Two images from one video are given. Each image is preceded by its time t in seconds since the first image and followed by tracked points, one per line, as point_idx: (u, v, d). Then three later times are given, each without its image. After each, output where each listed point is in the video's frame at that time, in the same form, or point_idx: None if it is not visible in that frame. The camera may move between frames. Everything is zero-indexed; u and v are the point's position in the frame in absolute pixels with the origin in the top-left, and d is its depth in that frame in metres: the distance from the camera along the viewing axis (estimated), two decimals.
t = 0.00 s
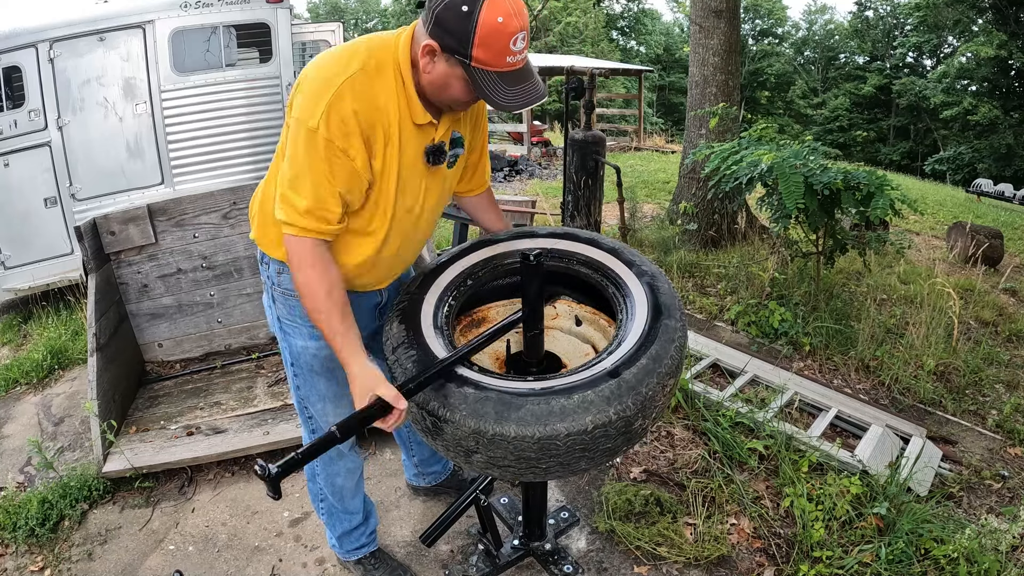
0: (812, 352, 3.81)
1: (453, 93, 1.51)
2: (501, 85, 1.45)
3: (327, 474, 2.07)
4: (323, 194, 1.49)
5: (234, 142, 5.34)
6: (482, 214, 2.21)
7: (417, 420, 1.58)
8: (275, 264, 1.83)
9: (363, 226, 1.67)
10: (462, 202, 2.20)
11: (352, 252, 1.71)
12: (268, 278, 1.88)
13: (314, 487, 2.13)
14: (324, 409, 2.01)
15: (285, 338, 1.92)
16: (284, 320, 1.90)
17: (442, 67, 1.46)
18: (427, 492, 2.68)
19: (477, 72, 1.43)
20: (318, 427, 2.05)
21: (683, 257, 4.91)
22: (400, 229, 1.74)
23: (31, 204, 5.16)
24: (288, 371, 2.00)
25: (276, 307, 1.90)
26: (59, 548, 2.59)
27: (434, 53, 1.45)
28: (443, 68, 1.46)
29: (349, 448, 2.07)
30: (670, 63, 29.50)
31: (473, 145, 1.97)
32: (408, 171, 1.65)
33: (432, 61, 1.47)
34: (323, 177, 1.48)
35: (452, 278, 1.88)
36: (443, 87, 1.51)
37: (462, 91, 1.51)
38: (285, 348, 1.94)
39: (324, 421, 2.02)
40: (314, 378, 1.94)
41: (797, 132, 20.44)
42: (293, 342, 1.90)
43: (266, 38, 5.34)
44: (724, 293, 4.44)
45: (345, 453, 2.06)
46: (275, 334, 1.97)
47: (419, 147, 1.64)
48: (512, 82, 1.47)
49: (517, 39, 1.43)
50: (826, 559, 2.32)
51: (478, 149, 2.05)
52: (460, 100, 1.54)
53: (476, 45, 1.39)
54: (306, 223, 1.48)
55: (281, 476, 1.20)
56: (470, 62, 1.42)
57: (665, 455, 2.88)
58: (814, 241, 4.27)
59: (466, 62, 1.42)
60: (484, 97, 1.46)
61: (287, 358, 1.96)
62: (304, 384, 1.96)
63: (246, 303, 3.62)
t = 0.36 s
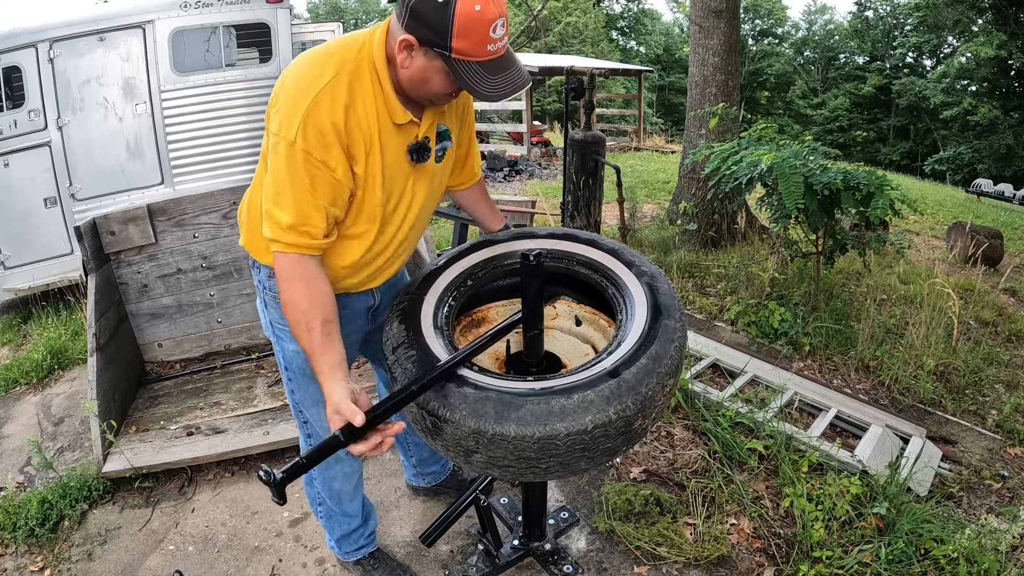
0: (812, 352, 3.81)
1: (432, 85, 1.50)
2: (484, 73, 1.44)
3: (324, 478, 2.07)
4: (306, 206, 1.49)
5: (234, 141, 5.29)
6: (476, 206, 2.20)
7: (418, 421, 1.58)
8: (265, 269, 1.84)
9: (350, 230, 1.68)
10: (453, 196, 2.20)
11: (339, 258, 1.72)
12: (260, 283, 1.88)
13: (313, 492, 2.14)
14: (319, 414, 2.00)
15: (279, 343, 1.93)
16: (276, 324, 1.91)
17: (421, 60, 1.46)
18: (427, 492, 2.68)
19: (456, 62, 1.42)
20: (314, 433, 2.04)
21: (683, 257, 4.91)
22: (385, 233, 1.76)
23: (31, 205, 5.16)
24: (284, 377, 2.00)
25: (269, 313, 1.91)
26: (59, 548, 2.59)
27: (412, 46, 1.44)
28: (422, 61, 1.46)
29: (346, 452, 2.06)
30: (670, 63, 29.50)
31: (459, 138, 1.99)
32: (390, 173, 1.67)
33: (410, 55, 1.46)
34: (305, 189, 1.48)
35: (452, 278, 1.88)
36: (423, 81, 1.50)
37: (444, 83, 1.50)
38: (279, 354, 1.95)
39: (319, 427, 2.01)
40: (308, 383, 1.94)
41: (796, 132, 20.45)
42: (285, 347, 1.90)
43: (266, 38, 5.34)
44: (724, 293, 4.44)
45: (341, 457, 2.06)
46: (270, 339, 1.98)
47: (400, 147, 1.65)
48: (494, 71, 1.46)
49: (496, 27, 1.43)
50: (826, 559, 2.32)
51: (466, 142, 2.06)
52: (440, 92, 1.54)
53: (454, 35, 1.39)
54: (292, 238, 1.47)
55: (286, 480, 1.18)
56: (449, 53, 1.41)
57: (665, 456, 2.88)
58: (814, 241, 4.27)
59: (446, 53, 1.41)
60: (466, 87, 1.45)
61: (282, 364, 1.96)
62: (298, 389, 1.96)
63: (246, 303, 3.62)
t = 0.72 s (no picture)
0: (812, 352, 3.81)
1: (422, 93, 1.51)
2: (475, 82, 1.45)
3: (321, 474, 2.09)
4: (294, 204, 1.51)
5: (234, 142, 5.26)
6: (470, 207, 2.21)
7: (418, 422, 1.58)
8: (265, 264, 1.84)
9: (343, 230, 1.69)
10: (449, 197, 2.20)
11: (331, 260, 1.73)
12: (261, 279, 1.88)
13: (310, 488, 2.14)
14: (315, 410, 1.99)
15: (277, 338, 1.94)
16: (275, 320, 1.91)
17: (411, 67, 1.46)
18: (427, 492, 2.68)
19: (448, 71, 1.42)
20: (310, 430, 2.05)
21: (683, 257, 4.92)
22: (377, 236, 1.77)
23: (31, 204, 5.17)
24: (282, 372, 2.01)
25: (268, 308, 1.91)
26: (59, 548, 2.59)
27: (402, 55, 1.44)
28: (412, 69, 1.46)
29: (341, 449, 2.07)
30: (670, 63, 29.50)
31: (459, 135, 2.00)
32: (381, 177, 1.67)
33: (401, 62, 1.46)
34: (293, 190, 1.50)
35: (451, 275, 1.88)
36: (413, 87, 1.50)
37: (433, 90, 1.51)
38: (278, 348, 1.96)
39: (315, 424, 2.01)
40: (304, 379, 1.94)
41: (797, 132, 20.44)
42: (282, 342, 1.91)
43: (266, 38, 5.34)
44: (724, 293, 4.45)
45: (336, 453, 2.07)
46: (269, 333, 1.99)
47: (390, 150, 1.65)
48: (485, 78, 1.46)
49: (488, 33, 1.42)
50: (826, 559, 2.32)
51: (463, 144, 2.05)
52: (431, 98, 1.54)
53: (445, 45, 1.39)
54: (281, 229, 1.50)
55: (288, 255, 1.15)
56: (440, 63, 1.42)
57: (665, 455, 2.88)
58: (814, 242, 4.27)
59: (436, 62, 1.41)
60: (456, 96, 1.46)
61: (280, 358, 1.97)
62: (295, 385, 1.96)
63: (246, 303, 3.62)
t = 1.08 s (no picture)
0: (812, 352, 3.81)
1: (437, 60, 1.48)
2: (491, 43, 1.44)
3: (321, 472, 2.09)
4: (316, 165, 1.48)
5: (234, 142, 5.25)
6: (465, 202, 2.21)
7: (418, 424, 1.58)
8: (274, 261, 1.84)
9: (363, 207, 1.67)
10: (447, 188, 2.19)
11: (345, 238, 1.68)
12: (271, 276, 1.88)
13: (311, 485, 2.15)
14: (319, 409, 1.99)
15: (284, 335, 1.94)
16: (282, 317, 1.91)
17: (426, 33, 1.43)
18: (427, 492, 2.68)
19: (464, 34, 1.41)
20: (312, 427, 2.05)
21: (683, 257, 4.92)
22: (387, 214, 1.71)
23: (31, 204, 5.17)
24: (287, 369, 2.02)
25: (276, 305, 1.92)
26: (59, 548, 2.59)
27: (417, 21, 1.42)
28: (428, 35, 1.44)
29: (343, 448, 2.06)
30: (670, 63, 29.50)
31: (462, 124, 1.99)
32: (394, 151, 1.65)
33: (415, 29, 1.44)
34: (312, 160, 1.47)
35: (451, 272, 1.87)
36: (427, 54, 1.48)
37: (447, 56, 1.48)
38: (284, 346, 1.96)
39: (318, 422, 2.00)
40: (309, 377, 1.94)
41: (797, 132, 20.44)
42: (289, 339, 1.91)
43: (266, 38, 5.33)
44: (724, 293, 4.45)
45: (338, 452, 2.07)
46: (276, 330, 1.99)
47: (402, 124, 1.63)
48: (499, 39, 1.45)
49: None
50: (826, 559, 2.32)
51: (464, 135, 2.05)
52: (444, 66, 1.52)
53: (461, 6, 1.37)
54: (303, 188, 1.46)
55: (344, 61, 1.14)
56: (455, 25, 1.40)
57: (665, 455, 2.88)
58: (814, 241, 4.27)
59: (452, 24, 1.39)
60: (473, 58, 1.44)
61: (286, 355, 1.97)
62: (300, 383, 1.96)
63: (246, 303, 3.62)
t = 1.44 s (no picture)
0: (812, 352, 3.81)
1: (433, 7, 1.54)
2: None
3: (328, 478, 2.08)
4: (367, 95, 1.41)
5: (233, 142, 5.25)
6: (464, 199, 2.21)
7: (420, 419, 1.58)
8: (279, 265, 1.84)
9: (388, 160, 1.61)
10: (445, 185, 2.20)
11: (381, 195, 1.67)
12: (274, 280, 1.88)
13: (317, 491, 2.14)
14: (329, 414, 1.99)
15: (290, 340, 1.93)
16: (287, 322, 1.91)
17: None
18: (427, 492, 2.68)
19: None
20: (320, 434, 2.04)
21: (683, 257, 4.92)
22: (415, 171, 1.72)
23: (31, 204, 5.18)
24: (294, 376, 2.00)
25: (281, 310, 1.91)
26: (59, 548, 2.59)
27: None
28: None
29: (353, 453, 2.07)
30: (670, 63, 29.49)
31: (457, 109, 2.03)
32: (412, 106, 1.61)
33: None
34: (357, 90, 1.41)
35: (453, 269, 1.87)
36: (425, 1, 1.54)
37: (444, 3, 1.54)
38: (291, 351, 1.96)
39: (328, 427, 2.00)
40: (318, 382, 1.94)
41: (798, 132, 20.44)
42: (297, 344, 1.90)
43: (266, 38, 5.31)
44: (724, 293, 4.45)
45: (346, 457, 2.07)
46: (280, 336, 1.98)
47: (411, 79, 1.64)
48: None
49: None
50: (826, 559, 2.32)
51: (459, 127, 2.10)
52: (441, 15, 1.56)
53: None
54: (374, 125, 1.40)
55: None
56: None
57: (665, 455, 2.88)
58: (814, 242, 4.27)
59: None
60: None
61: (292, 361, 1.97)
62: (309, 389, 1.96)
63: (246, 303, 3.62)
